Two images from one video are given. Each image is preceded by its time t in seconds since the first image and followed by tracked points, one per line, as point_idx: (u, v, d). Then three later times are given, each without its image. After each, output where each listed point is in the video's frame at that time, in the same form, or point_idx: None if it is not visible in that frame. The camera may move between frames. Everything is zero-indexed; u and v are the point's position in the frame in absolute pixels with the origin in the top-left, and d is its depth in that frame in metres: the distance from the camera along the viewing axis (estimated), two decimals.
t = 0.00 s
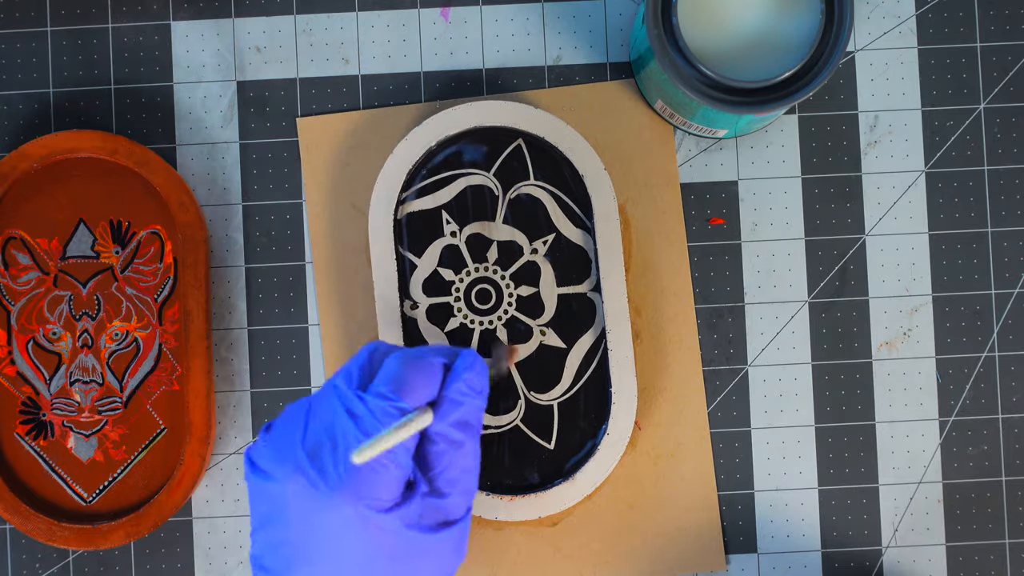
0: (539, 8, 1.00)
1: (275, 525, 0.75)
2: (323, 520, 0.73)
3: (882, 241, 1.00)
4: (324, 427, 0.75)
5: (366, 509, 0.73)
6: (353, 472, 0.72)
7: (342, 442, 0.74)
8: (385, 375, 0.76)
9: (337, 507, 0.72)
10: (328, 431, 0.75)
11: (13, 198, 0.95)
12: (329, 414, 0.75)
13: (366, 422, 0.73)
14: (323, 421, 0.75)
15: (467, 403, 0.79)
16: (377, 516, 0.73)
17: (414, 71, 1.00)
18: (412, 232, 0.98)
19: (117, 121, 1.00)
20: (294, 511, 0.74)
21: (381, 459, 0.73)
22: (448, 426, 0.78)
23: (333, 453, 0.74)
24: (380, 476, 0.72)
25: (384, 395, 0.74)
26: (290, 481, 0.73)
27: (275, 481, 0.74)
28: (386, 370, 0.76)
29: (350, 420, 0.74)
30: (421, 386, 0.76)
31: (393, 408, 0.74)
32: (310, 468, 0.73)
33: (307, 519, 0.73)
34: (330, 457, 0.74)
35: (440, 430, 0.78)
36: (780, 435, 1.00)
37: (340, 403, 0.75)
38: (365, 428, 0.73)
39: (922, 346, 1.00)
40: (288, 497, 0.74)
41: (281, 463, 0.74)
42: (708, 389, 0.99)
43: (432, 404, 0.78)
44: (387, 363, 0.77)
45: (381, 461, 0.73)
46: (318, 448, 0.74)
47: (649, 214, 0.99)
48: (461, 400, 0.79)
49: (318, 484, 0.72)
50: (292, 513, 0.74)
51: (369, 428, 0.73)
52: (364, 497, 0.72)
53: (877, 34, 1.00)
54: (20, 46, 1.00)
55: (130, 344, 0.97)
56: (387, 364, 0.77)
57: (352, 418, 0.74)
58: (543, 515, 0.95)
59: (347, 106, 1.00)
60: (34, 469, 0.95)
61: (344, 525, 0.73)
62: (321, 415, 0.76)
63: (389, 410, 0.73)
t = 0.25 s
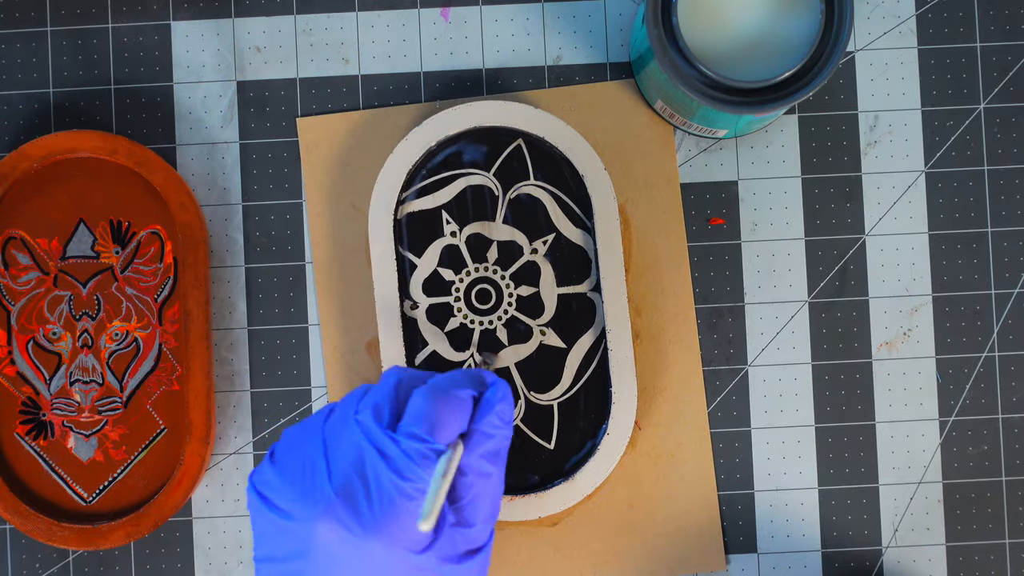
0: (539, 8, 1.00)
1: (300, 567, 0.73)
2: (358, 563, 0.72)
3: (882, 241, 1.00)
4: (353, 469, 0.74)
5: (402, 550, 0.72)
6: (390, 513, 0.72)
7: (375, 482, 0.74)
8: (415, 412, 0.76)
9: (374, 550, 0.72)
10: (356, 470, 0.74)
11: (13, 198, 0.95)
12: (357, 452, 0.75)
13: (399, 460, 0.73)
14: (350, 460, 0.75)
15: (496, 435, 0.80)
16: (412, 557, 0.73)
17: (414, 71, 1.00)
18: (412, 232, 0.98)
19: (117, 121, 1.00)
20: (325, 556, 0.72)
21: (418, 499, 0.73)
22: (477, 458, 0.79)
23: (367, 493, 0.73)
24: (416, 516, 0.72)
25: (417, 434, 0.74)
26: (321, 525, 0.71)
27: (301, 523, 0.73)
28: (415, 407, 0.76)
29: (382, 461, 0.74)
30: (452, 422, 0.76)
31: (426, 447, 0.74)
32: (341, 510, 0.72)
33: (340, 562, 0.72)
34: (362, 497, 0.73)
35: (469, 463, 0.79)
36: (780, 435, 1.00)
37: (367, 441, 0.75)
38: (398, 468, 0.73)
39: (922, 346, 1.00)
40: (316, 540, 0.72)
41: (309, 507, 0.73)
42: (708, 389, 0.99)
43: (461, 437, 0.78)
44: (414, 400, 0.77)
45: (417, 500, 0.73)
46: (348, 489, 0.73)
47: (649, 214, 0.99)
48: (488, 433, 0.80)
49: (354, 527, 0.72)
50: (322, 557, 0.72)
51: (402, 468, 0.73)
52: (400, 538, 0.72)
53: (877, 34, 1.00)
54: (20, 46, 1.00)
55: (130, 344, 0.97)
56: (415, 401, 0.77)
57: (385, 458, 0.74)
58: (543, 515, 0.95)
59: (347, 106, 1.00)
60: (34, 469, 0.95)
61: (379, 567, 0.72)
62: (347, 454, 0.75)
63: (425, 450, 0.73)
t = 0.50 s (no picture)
0: (539, 8, 1.00)
1: None
2: None
3: (882, 241, 1.00)
4: (369, 486, 0.75)
5: (417, 565, 0.74)
6: (406, 531, 0.73)
7: (390, 498, 0.74)
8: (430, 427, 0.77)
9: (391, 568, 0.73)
10: (372, 486, 0.75)
11: (13, 199, 0.95)
12: (371, 468, 0.76)
13: (416, 477, 0.74)
14: (366, 476, 0.75)
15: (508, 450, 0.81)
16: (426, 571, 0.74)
17: (414, 71, 1.00)
18: (412, 232, 0.98)
19: (117, 121, 1.00)
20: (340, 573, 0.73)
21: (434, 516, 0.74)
22: (491, 473, 0.80)
23: (383, 509, 0.74)
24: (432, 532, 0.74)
25: (433, 451, 0.75)
26: (337, 542, 0.72)
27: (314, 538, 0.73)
28: (431, 422, 0.77)
29: (398, 477, 0.74)
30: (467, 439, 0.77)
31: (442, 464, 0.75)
32: (357, 526, 0.73)
33: None
34: (378, 513, 0.74)
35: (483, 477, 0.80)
36: (779, 435, 1.00)
37: (381, 457, 0.76)
38: (415, 485, 0.74)
39: (922, 346, 1.00)
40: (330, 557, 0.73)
41: (323, 524, 0.73)
42: (708, 389, 0.99)
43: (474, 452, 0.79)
44: (429, 414, 0.78)
45: (434, 517, 0.74)
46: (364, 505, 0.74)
47: (649, 214, 0.99)
48: (502, 448, 0.81)
49: (370, 544, 0.72)
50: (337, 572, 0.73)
51: (419, 485, 0.74)
52: (416, 554, 0.73)
53: (877, 34, 1.00)
54: (20, 46, 1.00)
55: (130, 344, 0.97)
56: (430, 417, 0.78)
57: (401, 475, 0.75)
58: (543, 515, 0.95)
59: (347, 106, 1.00)
60: (34, 469, 0.95)
61: None
62: (362, 471, 0.76)
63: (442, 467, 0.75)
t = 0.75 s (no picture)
0: (539, 8, 1.00)
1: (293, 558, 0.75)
2: (352, 558, 0.73)
3: (882, 241, 1.00)
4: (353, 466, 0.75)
5: (395, 547, 0.73)
6: (385, 512, 0.73)
7: (371, 479, 0.74)
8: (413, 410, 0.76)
9: (368, 548, 0.73)
10: (355, 467, 0.75)
11: (13, 198, 0.95)
12: (356, 449, 0.76)
13: (396, 459, 0.74)
14: (349, 457, 0.76)
15: (497, 436, 0.80)
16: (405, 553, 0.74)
17: (414, 71, 1.00)
18: (412, 232, 0.98)
19: (118, 121, 1.00)
20: (320, 551, 0.74)
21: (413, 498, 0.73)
22: (476, 456, 0.80)
23: (363, 490, 0.74)
24: (411, 515, 0.73)
25: (414, 433, 0.75)
26: (316, 519, 0.73)
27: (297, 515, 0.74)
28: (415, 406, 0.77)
29: (378, 458, 0.74)
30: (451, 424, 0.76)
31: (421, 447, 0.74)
32: (336, 504, 0.73)
33: (334, 556, 0.73)
34: (358, 492, 0.74)
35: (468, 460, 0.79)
36: (780, 435, 1.00)
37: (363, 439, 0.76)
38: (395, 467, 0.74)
39: (922, 346, 1.00)
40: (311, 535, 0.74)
41: (306, 502, 0.74)
42: (708, 389, 0.99)
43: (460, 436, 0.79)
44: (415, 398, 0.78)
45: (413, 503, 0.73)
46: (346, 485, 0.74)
47: (649, 214, 0.99)
48: (489, 433, 0.80)
49: (348, 522, 0.73)
50: (318, 550, 0.74)
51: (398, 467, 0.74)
52: (394, 535, 0.73)
53: (877, 34, 1.00)
54: (20, 46, 1.00)
55: (130, 344, 0.97)
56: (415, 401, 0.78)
57: (383, 457, 0.74)
58: (544, 515, 0.95)
59: (347, 106, 1.00)
60: (34, 469, 0.95)
61: (373, 563, 0.74)
62: (347, 451, 0.76)
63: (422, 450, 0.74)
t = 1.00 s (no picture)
0: (539, 8, 1.00)
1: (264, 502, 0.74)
2: (282, 401, 0.69)
3: (882, 241, 1.00)
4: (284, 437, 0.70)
5: (328, 408, 0.68)
6: (302, 377, 0.67)
7: (301, 337, 0.69)
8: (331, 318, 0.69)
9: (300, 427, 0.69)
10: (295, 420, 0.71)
11: (13, 199, 0.95)
12: (292, 327, 0.70)
13: (328, 419, 0.68)
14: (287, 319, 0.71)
15: (436, 291, 0.68)
16: (336, 395, 0.68)
17: (414, 71, 1.00)
18: (412, 232, 0.98)
19: (118, 121, 1.00)
20: (257, 417, 0.71)
21: (335, 335, 0.67)
22: (413, 346, 0.69)
23: (294, 345, 0.69)
24: (337, 356, 0.67)
25: (346, 281, 0.69)
26: (250, 365, 0.70)
27: (255, 394, 0.71)
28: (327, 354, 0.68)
29: (315, 316, 0.69)
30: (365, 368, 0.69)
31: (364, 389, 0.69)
32: (277, 367, 0.69)
33: (271, 407, 0.70)
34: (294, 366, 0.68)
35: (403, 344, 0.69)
36: (780, 435, 1.00)
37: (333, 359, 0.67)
38: (328, 424, 0.68)
39: (922, 346, 1.00)
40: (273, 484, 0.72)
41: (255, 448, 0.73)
42: (708, 389, 0.99)
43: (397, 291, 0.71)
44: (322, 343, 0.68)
45: (336, 356, 0.68)
46: (286, 437, 0.70)
47: (649, 214, 0.99)
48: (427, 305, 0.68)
49: (274, 368, 0.69)
50: (256, 401, 0.71)
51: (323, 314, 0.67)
52: (317, 375, 0.67)
53: (877, 34, 1.00)
54: (20, 46, 1.00)
55: (130, 344, 0.97)
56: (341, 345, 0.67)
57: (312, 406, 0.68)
58: (544, 515, 0.96)
59: (347, 106, 1.00)
60: (34, 469, 0.95)
61: (302, 409, 0.68)
62: (281, 335, 0.70)
63: (333, 400, 0.68)
